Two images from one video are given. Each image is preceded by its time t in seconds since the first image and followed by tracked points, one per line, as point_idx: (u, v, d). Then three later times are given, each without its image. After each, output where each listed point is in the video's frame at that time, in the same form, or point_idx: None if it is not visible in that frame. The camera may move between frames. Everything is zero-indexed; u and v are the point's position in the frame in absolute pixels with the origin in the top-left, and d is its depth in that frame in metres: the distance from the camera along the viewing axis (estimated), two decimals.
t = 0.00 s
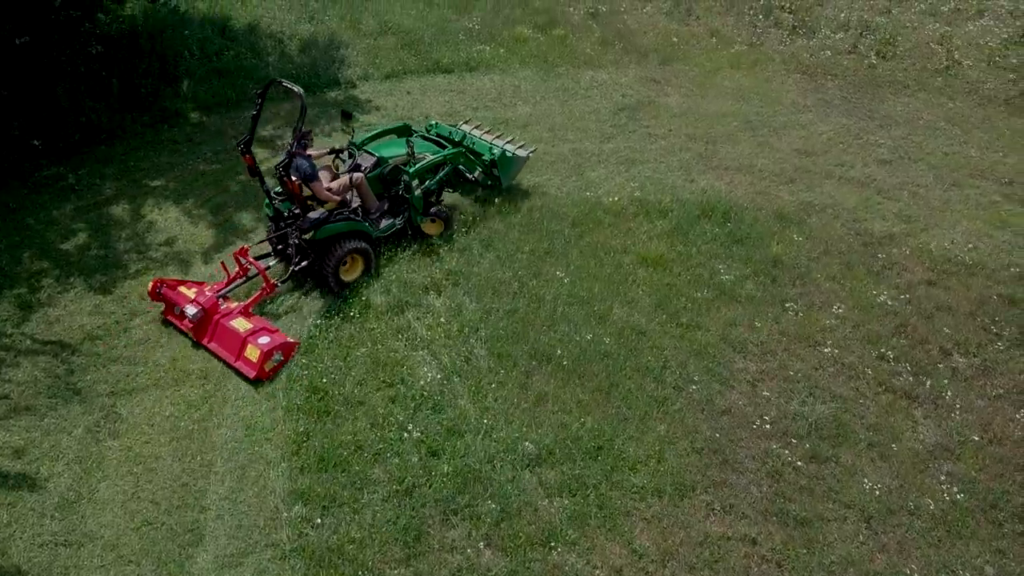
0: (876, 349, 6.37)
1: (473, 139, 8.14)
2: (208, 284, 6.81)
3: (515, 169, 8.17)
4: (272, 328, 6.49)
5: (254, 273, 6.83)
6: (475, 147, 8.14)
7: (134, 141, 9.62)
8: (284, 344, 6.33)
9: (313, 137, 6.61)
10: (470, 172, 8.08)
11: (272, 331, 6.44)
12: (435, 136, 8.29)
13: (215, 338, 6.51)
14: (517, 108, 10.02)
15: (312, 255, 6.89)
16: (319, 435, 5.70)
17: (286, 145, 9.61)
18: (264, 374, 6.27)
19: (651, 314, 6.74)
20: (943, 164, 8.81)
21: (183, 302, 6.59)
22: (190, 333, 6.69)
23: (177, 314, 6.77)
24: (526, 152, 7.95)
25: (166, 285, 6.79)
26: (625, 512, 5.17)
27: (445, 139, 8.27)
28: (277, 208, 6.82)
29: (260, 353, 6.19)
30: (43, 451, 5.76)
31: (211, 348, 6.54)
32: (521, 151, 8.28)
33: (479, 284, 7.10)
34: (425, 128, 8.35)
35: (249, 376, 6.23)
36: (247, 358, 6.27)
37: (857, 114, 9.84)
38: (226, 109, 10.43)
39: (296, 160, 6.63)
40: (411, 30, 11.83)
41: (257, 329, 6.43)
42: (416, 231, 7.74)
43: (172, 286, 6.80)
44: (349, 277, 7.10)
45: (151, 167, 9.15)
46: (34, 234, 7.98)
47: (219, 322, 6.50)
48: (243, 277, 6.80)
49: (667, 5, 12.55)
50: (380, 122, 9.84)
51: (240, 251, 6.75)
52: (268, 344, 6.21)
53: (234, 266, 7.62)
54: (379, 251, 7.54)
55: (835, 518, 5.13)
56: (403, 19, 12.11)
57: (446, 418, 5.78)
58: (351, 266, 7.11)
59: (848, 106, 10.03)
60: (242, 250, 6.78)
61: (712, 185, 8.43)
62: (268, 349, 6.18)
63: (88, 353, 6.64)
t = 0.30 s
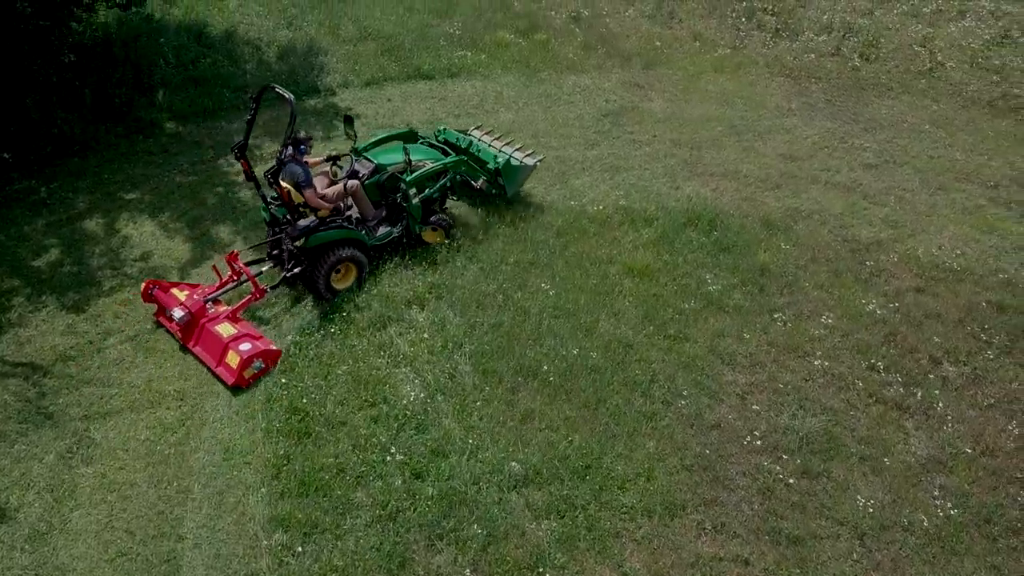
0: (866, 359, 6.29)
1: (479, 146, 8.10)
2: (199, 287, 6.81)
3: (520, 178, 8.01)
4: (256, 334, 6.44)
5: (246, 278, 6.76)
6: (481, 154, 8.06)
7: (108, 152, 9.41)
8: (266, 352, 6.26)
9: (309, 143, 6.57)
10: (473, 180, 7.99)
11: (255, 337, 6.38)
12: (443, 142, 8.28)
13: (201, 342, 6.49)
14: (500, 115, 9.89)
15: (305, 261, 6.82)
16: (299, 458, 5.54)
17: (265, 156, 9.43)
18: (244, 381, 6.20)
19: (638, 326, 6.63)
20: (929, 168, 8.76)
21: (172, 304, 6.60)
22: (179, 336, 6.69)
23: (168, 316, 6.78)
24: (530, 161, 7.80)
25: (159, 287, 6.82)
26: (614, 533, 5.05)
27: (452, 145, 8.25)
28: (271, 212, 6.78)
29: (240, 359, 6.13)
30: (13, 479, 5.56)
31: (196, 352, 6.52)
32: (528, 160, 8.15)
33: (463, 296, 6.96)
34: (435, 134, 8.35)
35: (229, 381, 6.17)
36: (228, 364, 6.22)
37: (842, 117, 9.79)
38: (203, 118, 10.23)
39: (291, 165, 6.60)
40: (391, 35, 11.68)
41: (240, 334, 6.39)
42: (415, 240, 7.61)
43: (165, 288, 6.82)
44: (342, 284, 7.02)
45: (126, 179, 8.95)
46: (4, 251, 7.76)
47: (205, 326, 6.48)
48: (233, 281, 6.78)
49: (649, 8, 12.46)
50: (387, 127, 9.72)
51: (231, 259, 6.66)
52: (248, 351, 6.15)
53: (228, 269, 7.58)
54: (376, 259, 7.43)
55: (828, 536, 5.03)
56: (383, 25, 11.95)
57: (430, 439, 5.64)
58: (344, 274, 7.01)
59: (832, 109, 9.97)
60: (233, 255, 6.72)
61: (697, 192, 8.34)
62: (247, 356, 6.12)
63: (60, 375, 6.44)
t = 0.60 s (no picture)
0: (857, 371, 6.19)
1: (488, 160, 7.83)
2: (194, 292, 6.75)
3: (527, 195, 7.78)
4: (244, 344, 6.35)
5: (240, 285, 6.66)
6: (488, 169, 7.80)
7: (82, 165, 9.18)
8: (252, 363, 6.17)
9: (304, 151, 6.55)
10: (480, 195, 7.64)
11: (243, 348, 6.29)
12: (452, 153, 8.03)
13: (190, 348, 6.42)
14: (484, 122, 9.75)
15: (300, 270, 6.71)
16: (280, 483, 5.37)
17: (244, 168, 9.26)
18: (228, 392, 6.11)
19: (627, 340, 6.51)
20: (917, 172, 8.70)
21: (165, 308, 6.54)
22: (169, 341, 6.62)
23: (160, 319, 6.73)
24: (537, 178, 7.54)
25: (154, 289, 6.76)
26: (606, 558, 4.92)
27: (462, 157, 7.97)
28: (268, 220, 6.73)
29: (225, 369, 6.03)
30: None
31: (185, 358, 6.45)
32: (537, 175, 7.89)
33: (448, 311, 6.81)
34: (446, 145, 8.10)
35: (212, 392, 6.08)
36: (213, 373, 6.13)
37: (828, 121, 9.71)
38: (180, 129, 10.02)
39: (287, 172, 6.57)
40: (372, 41, 11.51)
41: (228, 344, 6.29)
42: (417, 251, 7.47)
43: (160, 290, 6.76)
44: (338, 294, 6.89)
45: (101, 193, 8.73)
46: None
47: (194, 332, 6.40)
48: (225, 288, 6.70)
49: (632, 12, 12.35)
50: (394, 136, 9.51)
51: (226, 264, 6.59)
52: (234, 361, 6.06)
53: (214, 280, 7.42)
54: (375, 270, 7.30)
55: (825, 557, 4.92)
56: (363, 30, 11.77)
57: (415, 462, 5.48)
58: (340, 285, 6.88)
59: (818, 113, 9.90)
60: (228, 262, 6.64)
61: (684, 201, 8.24)
62: (233, 367, 6.03)
63: (32, 399, 6.22)
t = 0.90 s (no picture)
0: (852, 385, 6.07)
1: (498, 173, 7.59)
2: (190, 299, 6.67)
3: (535, 210, 7.45)
4: (234, 354, 6.24)
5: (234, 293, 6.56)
6: (496, 182, 7.54)
7: (55, 179, 8.93)
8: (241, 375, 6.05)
9: (303, 160, 6.55)
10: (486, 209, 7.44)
11: (233, 359, 6.18)
12: (462, 164, 7.85)
13: (181, 356, 6.33)
14: (468, 130, 9.59)
15: (297, 281, 6.65)
16: (260, 513, 5.17)
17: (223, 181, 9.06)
18: (215, 404, 6.01)
19: (617, 356, 6.36)
20: (906, 178, 8.61)
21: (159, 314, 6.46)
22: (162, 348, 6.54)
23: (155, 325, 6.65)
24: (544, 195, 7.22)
25: (151, 294, 6.69)
26: None
27: (473, 169, 7.76)
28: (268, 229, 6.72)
29: (213, 381, 5.93)
30: None
31: (176, 366, 6.36)
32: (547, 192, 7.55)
33: (434, 328, 6.63)
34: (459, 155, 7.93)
35: (199, 403, 5.99)
36: (201, 384, 6.03)
37: (816, 126, 9.61)
38: (156, 140, 9.79)
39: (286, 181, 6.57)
40: (353, 48, 11.31)
41: (218, 354, 6.19)
42: (421, 264, 7.31)
43: (157, 295, 6.69)
44: (336, 305, 6.79)
45: (75, 208, 8.49)
46: None
47: (186, 341, 6.31)
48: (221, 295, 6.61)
49: (617, 16, 12.21)
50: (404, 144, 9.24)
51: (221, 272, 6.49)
52: (222, 373, 5.95)
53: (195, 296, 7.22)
54: (376, 283, 7.16)
55: None
56: (344, 36, 11.57)
57: (400, 488, 5.30)
58: (337, 296, 6.76)
59: (806, 118, 9.79)
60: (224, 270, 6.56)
61: (672, 210, 8.10)
62: (220, 380, 5.92)
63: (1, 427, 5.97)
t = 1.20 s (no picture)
0: (847, 403, 5.93)
1: (510, 188, 7.33)
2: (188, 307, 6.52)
3: (545, 228, 7.18)
4: (226, 367, 6.06)
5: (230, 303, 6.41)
6: (506, 198, 7.27)
7: (24, 195, 8.65)
8: (231, 389, 5.88)
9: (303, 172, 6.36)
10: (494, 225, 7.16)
11: (224, 371, 6.00)
12: (473, 177, 7.64)
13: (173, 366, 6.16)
14: (451, 140, 9.39)
15: (297, 294, 6.52)
16: (238, 550, 4.95)
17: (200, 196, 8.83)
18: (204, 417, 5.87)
19: (607, 375, 6.19)
20: (896, 185, 8.50)
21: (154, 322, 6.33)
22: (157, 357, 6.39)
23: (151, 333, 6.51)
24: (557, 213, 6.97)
25: (151, 301, 6.57)
26: None
27: (483, 183, 7.52)
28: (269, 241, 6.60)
29: (202, 394, 5.76)
30: None
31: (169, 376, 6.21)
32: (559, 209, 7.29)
33: (419, 349, 6.43)
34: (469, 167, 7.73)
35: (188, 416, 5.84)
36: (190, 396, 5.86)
37: (804, 132, 9.49)
38: (130, 153, 9.53)
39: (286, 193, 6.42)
40: (332, 55, 11.09)
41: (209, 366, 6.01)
42: (427, 280, 7.13)
43: (156, 303, 6.57)
44: (336, 319, 6.63)
45: (46, 225, 8.23)
46: None
47: (179, 351, 6.15)
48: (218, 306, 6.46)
49: (600, 20, 12.06)
50: (413, 156, 9.01)
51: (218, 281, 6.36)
52: (211, 387, 5.79)
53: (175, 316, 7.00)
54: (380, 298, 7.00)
55: None
56: (324, 44, 11.34)
57: (384, 521, 5.10)
58: (337, 311, 6.60)
59: (794, 124, 9.67)
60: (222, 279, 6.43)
61: (661, 221, 7.95)
62: (209, 393, 5.75)
63: None
